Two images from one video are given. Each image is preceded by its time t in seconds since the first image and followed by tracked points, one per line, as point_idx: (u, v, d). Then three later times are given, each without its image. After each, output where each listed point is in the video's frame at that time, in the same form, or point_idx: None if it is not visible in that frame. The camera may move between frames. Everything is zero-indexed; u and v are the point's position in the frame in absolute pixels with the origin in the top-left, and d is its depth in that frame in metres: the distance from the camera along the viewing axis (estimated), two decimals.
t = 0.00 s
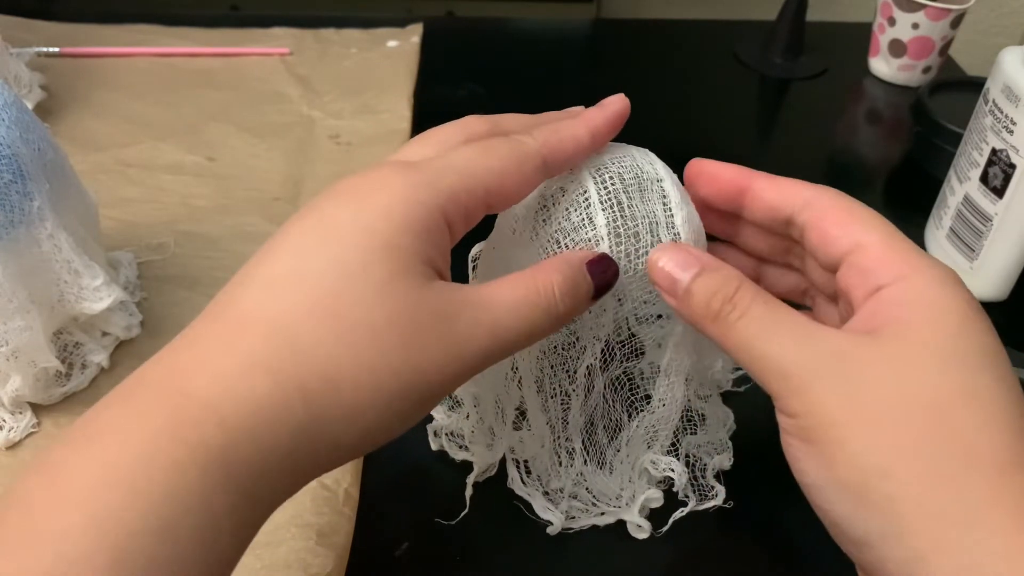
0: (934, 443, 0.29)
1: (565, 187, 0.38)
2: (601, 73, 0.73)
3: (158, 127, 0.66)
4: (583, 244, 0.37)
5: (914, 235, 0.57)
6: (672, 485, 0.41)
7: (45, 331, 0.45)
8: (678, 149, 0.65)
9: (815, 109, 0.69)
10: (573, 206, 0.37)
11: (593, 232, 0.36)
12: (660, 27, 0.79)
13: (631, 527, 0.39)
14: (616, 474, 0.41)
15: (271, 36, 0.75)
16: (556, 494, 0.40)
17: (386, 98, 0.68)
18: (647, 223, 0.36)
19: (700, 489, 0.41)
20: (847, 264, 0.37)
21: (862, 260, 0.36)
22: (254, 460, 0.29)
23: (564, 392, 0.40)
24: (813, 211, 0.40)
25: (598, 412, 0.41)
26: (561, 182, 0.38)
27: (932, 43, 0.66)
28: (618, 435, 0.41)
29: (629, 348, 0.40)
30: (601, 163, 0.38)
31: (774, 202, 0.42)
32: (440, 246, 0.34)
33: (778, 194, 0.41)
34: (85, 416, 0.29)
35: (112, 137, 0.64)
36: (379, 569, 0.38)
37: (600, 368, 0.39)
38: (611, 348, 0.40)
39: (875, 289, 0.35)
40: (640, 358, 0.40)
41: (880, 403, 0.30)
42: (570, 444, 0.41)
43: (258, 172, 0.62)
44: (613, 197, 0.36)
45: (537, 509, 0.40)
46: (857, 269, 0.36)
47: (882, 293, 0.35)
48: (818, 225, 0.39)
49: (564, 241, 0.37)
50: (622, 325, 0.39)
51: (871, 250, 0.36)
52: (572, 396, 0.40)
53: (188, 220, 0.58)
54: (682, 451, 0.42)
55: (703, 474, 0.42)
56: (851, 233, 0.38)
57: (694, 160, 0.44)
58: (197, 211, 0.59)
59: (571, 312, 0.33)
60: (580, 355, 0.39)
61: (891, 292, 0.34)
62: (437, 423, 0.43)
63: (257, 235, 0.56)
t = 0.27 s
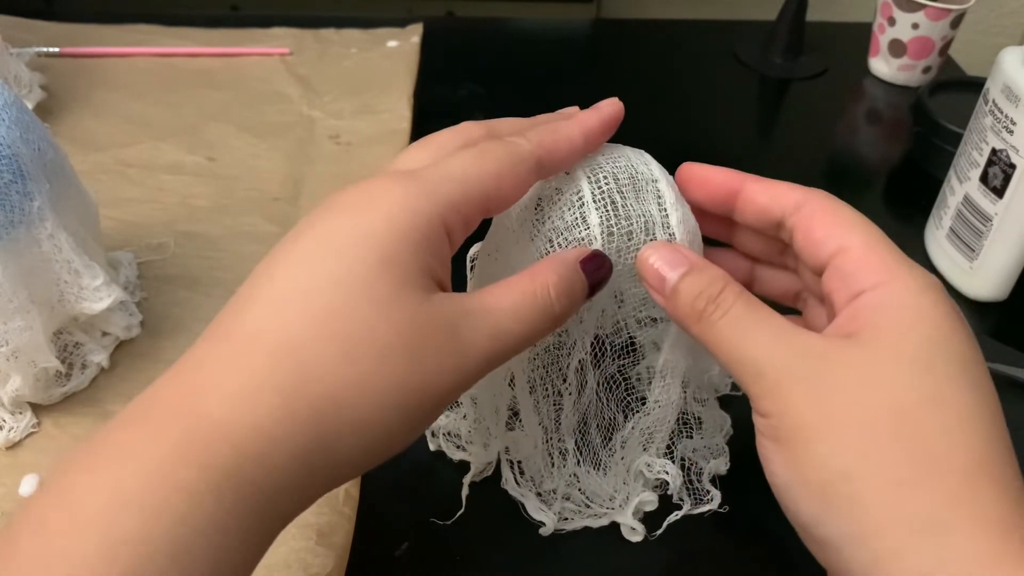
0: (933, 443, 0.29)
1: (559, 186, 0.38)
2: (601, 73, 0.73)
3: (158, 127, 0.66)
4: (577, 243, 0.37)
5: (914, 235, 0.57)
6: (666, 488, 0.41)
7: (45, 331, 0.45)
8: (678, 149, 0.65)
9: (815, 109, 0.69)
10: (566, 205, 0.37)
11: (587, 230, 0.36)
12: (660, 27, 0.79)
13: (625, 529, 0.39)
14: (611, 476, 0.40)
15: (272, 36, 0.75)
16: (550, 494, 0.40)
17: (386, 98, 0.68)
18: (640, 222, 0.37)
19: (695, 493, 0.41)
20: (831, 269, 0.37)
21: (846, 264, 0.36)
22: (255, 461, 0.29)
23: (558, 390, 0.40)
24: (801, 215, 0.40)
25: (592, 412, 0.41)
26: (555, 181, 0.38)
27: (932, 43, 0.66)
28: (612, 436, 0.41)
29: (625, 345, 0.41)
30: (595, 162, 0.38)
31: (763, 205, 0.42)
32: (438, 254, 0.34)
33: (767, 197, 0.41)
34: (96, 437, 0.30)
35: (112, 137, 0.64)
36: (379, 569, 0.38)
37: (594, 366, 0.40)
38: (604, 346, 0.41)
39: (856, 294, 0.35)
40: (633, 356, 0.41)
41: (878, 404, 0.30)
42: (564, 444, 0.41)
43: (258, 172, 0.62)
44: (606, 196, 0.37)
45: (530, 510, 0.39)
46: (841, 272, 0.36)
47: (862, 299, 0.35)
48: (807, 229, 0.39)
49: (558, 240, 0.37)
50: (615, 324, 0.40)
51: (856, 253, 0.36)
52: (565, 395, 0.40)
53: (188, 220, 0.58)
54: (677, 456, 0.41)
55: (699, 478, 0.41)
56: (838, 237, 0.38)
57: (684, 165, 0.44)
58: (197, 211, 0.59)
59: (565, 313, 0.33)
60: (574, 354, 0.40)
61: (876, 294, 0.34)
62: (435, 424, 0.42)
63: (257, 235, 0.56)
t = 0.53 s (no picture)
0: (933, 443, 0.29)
1: (555, 184, 0.38)
2: (601, 73, 0.73)
3: (158, 127, 0.66)
4: (570, 242, 0.37)
5: (913, 235, 0.57)
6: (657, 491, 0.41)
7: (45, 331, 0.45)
8: (678, 149, 0.65)
9: (815, 109, 0.69)
10: (561, 203, 0.37)
11: (580, 229, 0.36)
12: (661, 27, 0.79)
13: (615, 533, 0.39)
14: (602, 479, 0.40)
15: (272, 36, 0.75)
16: (541, 496, 0.40)
17: (386, 98, 0.68)
18: (634, 222, 0.36)
19: (686, 496, 0.40)
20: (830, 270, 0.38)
21: (845, 265, 0.37)
22: (248, 458, 0.29)
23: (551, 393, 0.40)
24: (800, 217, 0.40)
25: (584, 413, 0.41)
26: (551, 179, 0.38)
27: (931, 44, 0.66)
28: (604, 438, 0.41)
29: (620, 346, 0.40)
30: (592, 161, 0.38)
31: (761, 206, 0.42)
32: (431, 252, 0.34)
33: (766, 198, 0.42)
34: (77, 427, 0.30)
35: (112, 137, 0.64)
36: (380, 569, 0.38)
37: (586, 368, 0.39)
38: (597, 350, 0.40)
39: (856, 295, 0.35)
40: (626, 359, 0.40)
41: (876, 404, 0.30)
42: (557, 445, 0.40)
43: (258, 173, 0.62)
44: (601, 195, 0.37)
45: (520, 510, 0.39)
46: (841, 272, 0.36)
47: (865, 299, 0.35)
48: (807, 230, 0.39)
49: (551, 239, 0.37)
50: (608, 326, 0.39)
51: (857, 254, 0.36)
52: (558, 397, 0.39)
53: (188, 220, 0.58)
54: (669, 459, 0.41)
55: (690, 481, 0.41)
56: (838, 238, 0.38)
57: (681, 165, 0.44)
58: (197, 211, 0.59)
59: (557, 312, 0.33)
60: (565, 356, 0.39)
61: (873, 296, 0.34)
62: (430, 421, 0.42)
63: (257, 235, 0.56)
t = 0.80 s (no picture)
0: (933, 444, 0.29)
1: (540, 185, 0.38)
2: (601, 73, 0.73)
3: (158, 127, 0.66)
4: (553, 244, 0.37)
5: (914, 235, 0.57)
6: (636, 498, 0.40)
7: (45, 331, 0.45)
8: (678, 150, 0.65)
9: (815, 109, 0.69)
10: (545, 205, 0.37)
11: (562, 232, 0.36)
12: (661, 27, 0.79)
13: (593, 538, 0.38)
14: (582, 482, 0.40)
15: (272, 36, 0.75)
16: (521, 496, 0.40)
17: (386, 98, 0.68)
18: (617, 228, 0.36)
19: (667, 506, 0.40)
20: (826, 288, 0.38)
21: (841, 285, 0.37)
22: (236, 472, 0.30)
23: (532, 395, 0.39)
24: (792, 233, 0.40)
25: (565, 416, 0.41)
26: (538, 180, 0.38)
27: (932, 44, 0.66)
28: (585, 444, 0.41)
29: (601, 353, 0.40)
30: (579, 163, 0.38)
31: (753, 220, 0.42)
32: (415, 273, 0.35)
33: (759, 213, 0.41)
34: (72, 420, 0.31)
35: (112, 137, 0.64)
36: (379, 568, 0.38)
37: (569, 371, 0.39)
38: (578, 354, 0.40)
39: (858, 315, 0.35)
40: (608, 366, 0.41)
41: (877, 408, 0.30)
42: (539, 446, 0.40)
43: (258, 173, 0.62)
44: (585, 199, 0.36)
45: (498, 508, 0.39)
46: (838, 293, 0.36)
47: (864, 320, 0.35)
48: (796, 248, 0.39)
49: (534, 240, 0.37)
50: (590, 331, 0.39)
51: (854, 273, 0.36)
52: (540, 399, 0.39)
53: (188, 220, 0.58)
54: (650, 467, 0.41)
55: (671, 490, 0.41)
56: (833, 256, 0.38)
57: (683, 170, 0.44)
58: (197, 211, 0.59)
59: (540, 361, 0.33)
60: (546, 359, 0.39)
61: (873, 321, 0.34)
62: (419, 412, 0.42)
63: (258, 235, 0.56)
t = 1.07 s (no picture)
0: (934, 446, 0.29)
1: (531, 189, 0.38)
2: (601, 73, 0.73)
3: (158, 127, 0.66)
4: (540, 249, 0.37)
5: (913, 236, 0.57)
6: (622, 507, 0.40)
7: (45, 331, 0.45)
8: (678, 149, 0.65)
9: (814, 109, 0.69)
10: (534, 209, 0.37)
11: (550, 237, 0.36)
12: (660, 27, 0.79)
13: (576, 547, 0.38)
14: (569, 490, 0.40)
15: (272, 36, 0.75)
16: (506, 500, 0.40)
17: (386, 97, 0.68)
18: (605, 236, 0.36)
19: (652, 518, 0.40)
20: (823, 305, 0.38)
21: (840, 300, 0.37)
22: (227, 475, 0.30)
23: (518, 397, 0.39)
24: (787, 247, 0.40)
25: (551, 423, 0.41)
26: (529, 183, 0.38)
27: (931, 43, 0.66)
28: (570, 451, 0.41)
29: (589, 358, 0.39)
30: (572, 169, 0.38)
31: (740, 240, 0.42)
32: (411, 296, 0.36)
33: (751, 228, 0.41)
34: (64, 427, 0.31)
35: (112, 137, 0.64)
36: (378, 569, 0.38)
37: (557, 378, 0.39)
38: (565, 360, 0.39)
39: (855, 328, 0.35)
40: (596, 373, 0.40)
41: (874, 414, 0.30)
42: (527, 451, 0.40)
43: (258, 173, 0.62)
44: (574, 205, 0.36)
45: (482, 512, 0.39)
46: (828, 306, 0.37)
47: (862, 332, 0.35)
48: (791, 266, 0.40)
49: (522, 245, 0.37)
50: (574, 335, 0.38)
51: (851, 283, 0.37)
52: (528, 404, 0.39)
53: (188, 220, 0.58)
54: (638, 478, 0.41)
55: (658, 502, 0.41)
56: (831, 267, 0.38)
57: (673, 187, 0.44)
58: (197, 211, 0.59)
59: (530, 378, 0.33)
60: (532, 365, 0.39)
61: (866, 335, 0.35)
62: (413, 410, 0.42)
63: (258, 235, 0.56)
